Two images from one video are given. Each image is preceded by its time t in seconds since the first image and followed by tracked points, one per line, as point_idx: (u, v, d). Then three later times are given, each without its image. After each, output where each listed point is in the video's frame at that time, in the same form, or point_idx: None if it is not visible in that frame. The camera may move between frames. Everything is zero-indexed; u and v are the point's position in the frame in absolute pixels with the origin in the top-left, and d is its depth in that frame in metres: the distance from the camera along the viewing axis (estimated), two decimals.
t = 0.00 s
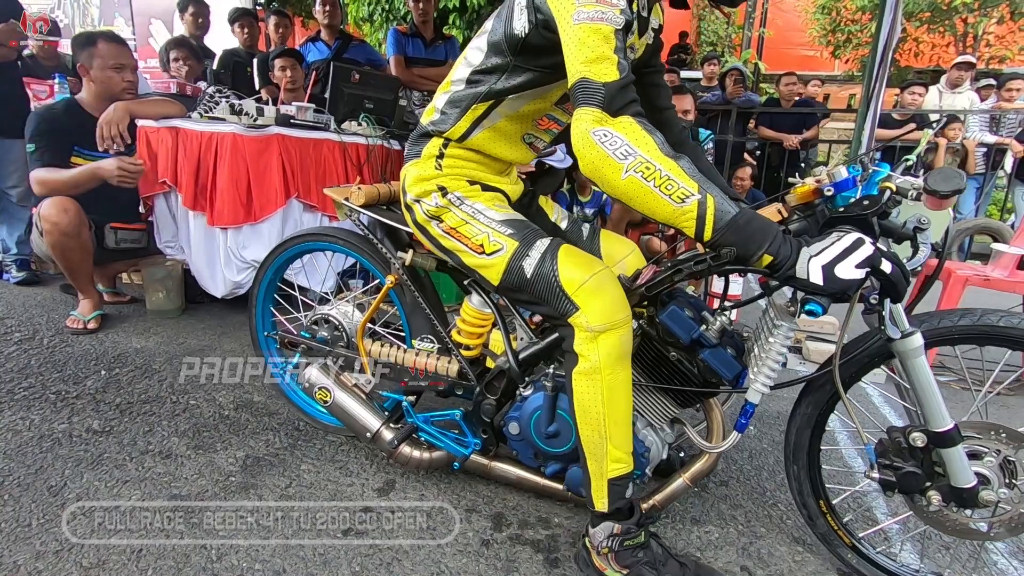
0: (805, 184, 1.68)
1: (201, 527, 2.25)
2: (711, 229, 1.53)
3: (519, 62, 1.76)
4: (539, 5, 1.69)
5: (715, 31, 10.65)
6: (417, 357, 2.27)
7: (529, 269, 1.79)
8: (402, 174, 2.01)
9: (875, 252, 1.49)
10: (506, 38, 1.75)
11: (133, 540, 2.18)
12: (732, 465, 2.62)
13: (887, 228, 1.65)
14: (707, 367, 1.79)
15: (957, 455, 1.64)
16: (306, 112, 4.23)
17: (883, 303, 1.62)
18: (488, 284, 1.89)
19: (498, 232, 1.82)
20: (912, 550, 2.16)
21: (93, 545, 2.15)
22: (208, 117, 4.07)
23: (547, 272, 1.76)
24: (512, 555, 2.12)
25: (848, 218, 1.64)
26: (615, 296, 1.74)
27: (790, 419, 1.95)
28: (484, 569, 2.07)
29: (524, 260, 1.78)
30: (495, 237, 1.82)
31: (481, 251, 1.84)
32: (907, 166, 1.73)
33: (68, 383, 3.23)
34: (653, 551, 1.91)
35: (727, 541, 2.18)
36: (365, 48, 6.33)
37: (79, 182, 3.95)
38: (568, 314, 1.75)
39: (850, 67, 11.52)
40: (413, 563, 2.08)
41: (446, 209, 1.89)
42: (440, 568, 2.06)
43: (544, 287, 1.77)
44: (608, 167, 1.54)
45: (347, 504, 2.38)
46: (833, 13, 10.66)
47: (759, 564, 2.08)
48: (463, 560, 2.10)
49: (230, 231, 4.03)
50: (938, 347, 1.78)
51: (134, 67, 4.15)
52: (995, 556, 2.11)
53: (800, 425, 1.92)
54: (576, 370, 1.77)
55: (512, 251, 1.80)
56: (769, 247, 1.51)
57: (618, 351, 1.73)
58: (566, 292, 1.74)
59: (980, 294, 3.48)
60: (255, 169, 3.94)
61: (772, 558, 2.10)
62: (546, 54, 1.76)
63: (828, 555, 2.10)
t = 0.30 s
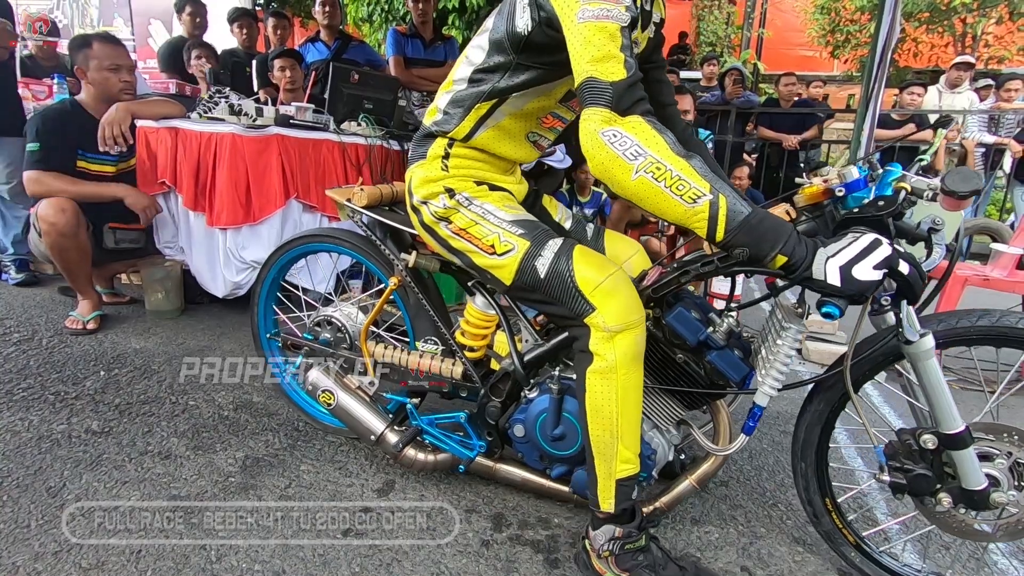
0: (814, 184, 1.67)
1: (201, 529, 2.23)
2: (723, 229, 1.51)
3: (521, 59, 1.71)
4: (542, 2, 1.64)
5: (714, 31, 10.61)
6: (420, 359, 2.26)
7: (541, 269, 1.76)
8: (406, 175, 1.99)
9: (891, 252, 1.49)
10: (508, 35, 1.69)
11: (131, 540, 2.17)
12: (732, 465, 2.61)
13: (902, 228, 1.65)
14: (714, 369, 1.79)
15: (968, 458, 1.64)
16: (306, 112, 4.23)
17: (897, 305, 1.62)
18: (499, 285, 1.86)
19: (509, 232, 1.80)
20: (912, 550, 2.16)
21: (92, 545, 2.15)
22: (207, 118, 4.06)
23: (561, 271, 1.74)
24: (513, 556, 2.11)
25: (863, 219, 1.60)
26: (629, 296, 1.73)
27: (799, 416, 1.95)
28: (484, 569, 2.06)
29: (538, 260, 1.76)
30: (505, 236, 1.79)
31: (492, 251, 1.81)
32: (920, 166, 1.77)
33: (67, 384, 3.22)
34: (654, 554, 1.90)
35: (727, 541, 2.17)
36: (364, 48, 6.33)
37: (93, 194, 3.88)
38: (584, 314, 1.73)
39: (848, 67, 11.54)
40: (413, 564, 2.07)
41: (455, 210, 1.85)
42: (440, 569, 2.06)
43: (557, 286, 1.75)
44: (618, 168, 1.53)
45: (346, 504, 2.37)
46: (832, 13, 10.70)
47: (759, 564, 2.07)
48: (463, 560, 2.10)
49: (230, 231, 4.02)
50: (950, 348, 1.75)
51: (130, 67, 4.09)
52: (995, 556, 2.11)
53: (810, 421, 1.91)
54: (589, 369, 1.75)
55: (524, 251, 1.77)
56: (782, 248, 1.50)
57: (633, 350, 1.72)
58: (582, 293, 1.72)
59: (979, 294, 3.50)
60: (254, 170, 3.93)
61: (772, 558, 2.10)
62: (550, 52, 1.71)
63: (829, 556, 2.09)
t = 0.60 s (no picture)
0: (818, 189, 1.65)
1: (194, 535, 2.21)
2: (747, 226, 1.49)
3: (524, 64, 1.69)
4: (544, 7, 1.62)
5: (710, 34, 10.72)
6: (421, 365, 2.24)
7: (547, 274, 1.75)
8: (407, 181, 1.95)
9: (920, 253, 1.47)
10: (510, 40, 1.68)
11: (128, 539, 2.17)
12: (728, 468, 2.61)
13: (920, 230, 1.60)
14: (718, 375, 1.78)
15: (977, 459, 1.63)
16: (300, 116, 4.21)
17: (901, 300, 1.60)
18: (502, 290, 1.85)
19: (512, 237, 1.78)
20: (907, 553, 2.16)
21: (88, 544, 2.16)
22: (201, 122, 4.03)
23: (566, 276, 1.73)
24: (508, 561, 2.10)
25: (883, 220, 1.58)
26: (635, 300, 1.72)
27: (805, 417, 1.94)
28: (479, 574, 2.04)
29: (542, 265, 1.75)
30: (509, 242, 1.78)
31: (495, 257, 1.80)
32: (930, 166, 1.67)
33: (59, 389, 3.18)
34: (649, 557, 1.89)
35: (722, 545, 2.16)
36: (360, 52, 6.33)
37: (88, 203, 3.85)
38: (590, 318, 1.72)
39: (843, 70, 11.64)
40: (408, 570, 2.06)
41: (457, 215, 1.84)
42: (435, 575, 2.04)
43: (563, 292, 1.74)
44: (638, 166, 1.49)
45: (340, 510, 2.35)
46: (826, 17, 10.80)
47: (754, 567, 2.07)
48: (457, 565, 2.08)
49: (224, 235, 3.98)
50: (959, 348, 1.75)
51: (118, 71, 4.06)
52: (990, 558, 2.11)
53: (820, 420, 1.90)
54: (594, 373, 1.74)
55: (527, 256, 1.76)
56: (809, 245, 1.49)
57: (639, 355, 1.71)
58: (588, 297, 1.71)
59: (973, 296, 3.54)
60: (249, 174, 3.91)
61: (767, 561, 2.09)
62: (552, 57, 1.69)
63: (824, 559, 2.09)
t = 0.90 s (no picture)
0: (801, 218, 1.67)
1: (160, 570, 2.14)
2: (722, 259, 1.45)
3: (508, 93, 1.68)
4: (527, 36, 1.59)
5: (689, 53, 10.96)
6: (406, 392, 2.22)
7: (532, 302, 1.75)
8: (391, 208, 1.94)
9: (891, 287, 1.47)
10: (495, 69, 1.67)
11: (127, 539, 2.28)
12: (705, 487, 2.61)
13: (894, 261, 1.65)
14: (705, 402, 1.78)
15: (959, 487, 1.65)
16: (280, 135, 4.14)
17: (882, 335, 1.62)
18: (488, 317, 1.84)
19: (497, 265, 1.78)
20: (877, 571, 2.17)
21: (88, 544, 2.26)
22: (178, 142, 3.97)
23: (552, 304, 1.72)
24: None
25: (858, 253, 1.61)
26: (621, 330, 1.72)
27: (792, 441, 1.95)
28: None
29: (528, 292, 1.74)
30: (494, 270, 1.77)
31: (480, 284, 1.79)
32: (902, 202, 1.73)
33: (25, 417, 3.08)
34: None
35: (697, 569, 2.15)
36: (343, 71, 6.34)
37: (57, 224, 3.76)
38: (576, 347, 1.72)
39: (818, 89, 11.97)
40: None
41: (441, 242, 1.83)
42: None
43: (549, 320, 1.73)
44: (616, 198, 1.46)
45: (312, 541, 2.29)
46: (801, 37, 11.12)
47: None
48: None
49: (200, 257, 3.93)
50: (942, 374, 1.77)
51: (93, 93, 3.98)
52: None
53: (811, 434, 1.89)
54: (578, 401, 1.73)
55: (513, 284, 1.75)
56: (782, 278, 1.47)
57: (624, 384, 1.71)
58: (575, 326, 1.71)
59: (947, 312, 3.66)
60: (226, 196, 3.87)
61: None
62: (537, 85, 1.66)
63: None
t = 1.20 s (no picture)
0: (763, 261, 1.73)
1: None
2: (668, 315, 1.46)
3: (475, 143, 1.71)
4: (491, 90, 1.62)
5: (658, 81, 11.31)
6: (379, 437, 2.20)
7: (503, 347, 1.76)
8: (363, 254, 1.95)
9: (826, 342, 1.46)
10: (461, 120, 1.70)
11: (126, 538, 2.49)
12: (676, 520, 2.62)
13: (837, 312, 1.66)
14: (676, 443, 1.80)
15: (918, 527, 1.69)
16: (250, 169, 4.17)
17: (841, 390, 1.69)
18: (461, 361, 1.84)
19: (468, 310, 1.79)
20: None
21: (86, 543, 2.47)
22: (144, 177, 3.91)
23: (523, 349, 1.74)
24: None
25: (801, 304, 1.67)
26: (590, 376, 1.73)
27: (761, 477, 1.97)
28: None
29: (499, 337, 1.76)
30: (466, 315, 1.78)
31: (452, 329, 1.80)
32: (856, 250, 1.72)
33: None
34: None
35: None
36: (315, 101, 6.37)
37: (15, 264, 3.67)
38: (547, 393, 1.73)
39: (782, 115, 12.45)
40: None
41: (414, 288, 1.84)
42: None
43: (519, 364, 1.75)
44: (568, 255, 1.47)
45: None
46: (764, 66, 11.58)
47: None
48: None
49: (165, 294, 3.85)
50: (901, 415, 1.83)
51: (54, 129, 3.91)
52: None
53: (782, 461, 1.92)
54: (548, 446, 1.74)
55: (484, 329, 1.76)
56: (724, 335, 1.47)
57: (594, 429, 1.72)
58: (544, 372, 1.72)
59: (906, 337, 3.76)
60: (192, 233, 3.82)
61: None
62: (503, 136, 1.69)
63: None
